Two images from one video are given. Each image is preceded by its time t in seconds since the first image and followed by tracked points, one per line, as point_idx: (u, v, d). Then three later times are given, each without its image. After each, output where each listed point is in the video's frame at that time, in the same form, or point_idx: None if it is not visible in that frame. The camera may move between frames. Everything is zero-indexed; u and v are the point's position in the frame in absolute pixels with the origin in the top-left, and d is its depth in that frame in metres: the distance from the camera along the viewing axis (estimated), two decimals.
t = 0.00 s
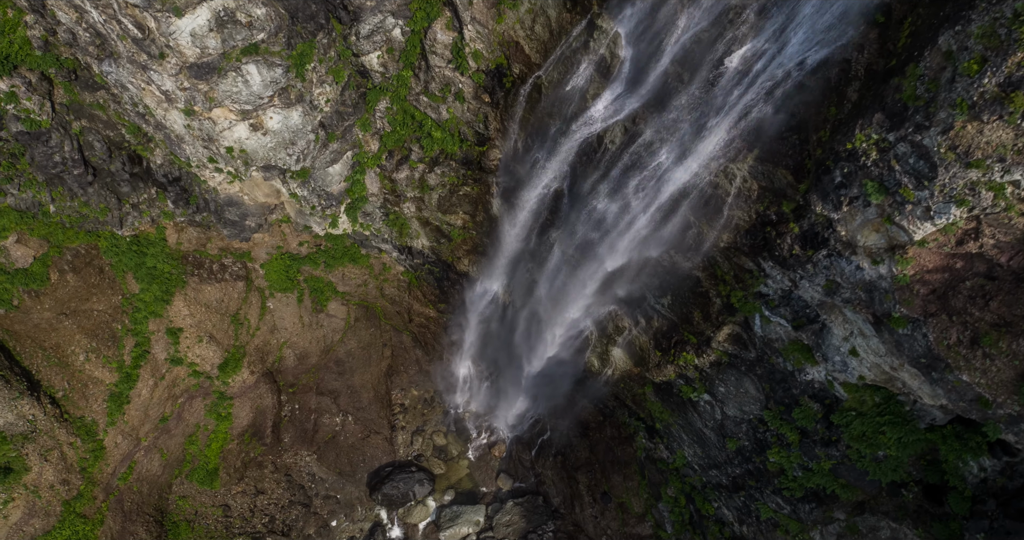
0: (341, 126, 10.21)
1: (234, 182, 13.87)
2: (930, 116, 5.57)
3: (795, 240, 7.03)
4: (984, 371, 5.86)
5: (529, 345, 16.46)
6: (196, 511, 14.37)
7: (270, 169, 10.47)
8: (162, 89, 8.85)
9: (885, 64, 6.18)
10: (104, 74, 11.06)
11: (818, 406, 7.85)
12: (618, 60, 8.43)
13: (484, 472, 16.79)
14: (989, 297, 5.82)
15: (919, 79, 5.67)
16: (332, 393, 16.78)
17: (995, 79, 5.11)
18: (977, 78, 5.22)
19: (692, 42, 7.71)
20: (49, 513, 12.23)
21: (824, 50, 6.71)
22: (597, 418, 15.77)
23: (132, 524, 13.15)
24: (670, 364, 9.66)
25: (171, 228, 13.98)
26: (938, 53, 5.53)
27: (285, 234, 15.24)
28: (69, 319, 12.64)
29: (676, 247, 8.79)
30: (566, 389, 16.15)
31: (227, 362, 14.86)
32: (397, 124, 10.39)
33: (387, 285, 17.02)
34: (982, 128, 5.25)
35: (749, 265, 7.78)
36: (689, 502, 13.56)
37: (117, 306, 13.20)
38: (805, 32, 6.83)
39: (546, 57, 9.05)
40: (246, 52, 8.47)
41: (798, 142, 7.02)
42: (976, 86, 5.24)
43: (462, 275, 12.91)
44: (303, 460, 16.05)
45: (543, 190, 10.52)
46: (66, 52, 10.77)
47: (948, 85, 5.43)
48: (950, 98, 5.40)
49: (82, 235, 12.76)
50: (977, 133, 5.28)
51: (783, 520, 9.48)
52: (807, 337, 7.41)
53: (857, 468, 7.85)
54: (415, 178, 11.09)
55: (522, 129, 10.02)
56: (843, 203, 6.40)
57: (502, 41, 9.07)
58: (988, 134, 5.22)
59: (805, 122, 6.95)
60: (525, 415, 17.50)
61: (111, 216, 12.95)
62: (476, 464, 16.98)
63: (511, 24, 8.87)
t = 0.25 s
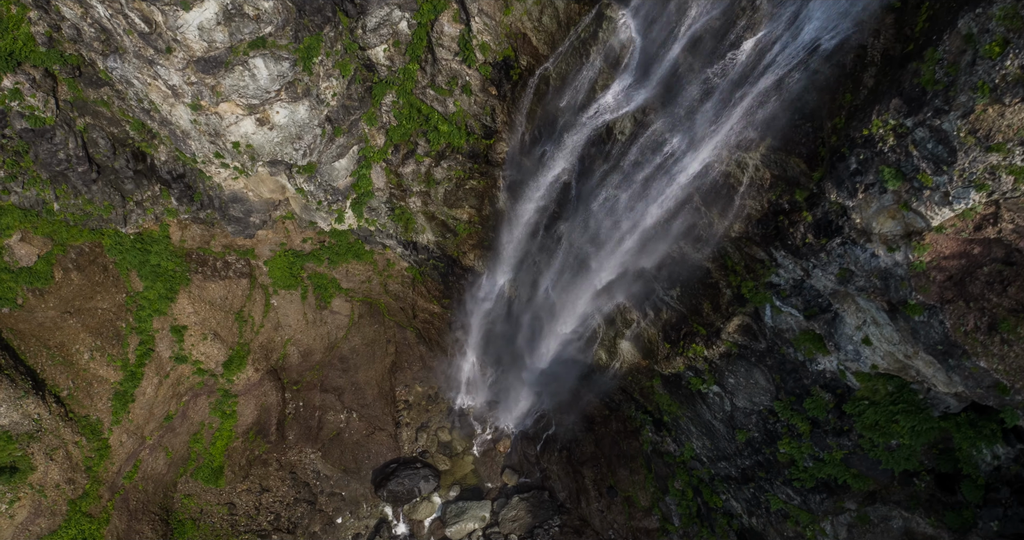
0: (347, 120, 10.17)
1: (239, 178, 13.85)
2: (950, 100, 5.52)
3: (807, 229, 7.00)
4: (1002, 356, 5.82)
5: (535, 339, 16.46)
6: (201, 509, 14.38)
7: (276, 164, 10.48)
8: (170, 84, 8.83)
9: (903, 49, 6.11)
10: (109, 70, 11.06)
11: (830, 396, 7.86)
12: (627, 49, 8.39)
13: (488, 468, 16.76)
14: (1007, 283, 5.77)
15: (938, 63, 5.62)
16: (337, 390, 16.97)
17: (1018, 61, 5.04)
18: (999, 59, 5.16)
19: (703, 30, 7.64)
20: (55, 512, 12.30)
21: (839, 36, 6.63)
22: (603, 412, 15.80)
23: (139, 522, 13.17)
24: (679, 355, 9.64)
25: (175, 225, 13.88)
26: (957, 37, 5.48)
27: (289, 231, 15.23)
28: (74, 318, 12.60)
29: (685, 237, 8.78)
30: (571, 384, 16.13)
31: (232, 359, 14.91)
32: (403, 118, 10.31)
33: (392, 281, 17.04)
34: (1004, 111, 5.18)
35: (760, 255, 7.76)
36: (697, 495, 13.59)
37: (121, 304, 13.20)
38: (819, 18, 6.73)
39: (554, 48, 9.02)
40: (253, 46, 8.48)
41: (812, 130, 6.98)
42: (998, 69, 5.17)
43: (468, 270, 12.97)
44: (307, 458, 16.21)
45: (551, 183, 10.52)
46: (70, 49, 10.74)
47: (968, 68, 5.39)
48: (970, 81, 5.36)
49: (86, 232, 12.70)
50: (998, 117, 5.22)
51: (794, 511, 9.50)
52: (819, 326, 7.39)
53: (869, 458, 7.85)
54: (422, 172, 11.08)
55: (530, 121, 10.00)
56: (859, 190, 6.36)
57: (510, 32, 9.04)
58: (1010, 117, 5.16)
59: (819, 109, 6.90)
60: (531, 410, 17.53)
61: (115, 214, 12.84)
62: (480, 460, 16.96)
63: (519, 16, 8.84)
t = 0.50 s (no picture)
0: (353, 114, 10.20)
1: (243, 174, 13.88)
2: (971, 83, 5.48)
3: (822, 217, 6.99)
4: (1021, 341, 5.75)
5: (541, 334, 16.45)
6: (207, 507, 14.33)
7: (283, 158, 10.46)
8: (176, 78, 8.85)
9: (920, 33, 6.10)
10: (113, 66, 11.09)
11: (842, 385, 7.86)
12: (637, 39, 8.34)
13: (494, 463, 16.80)
14: None
15: (957, 46, 5.59)
16: (340, 387, 16.75)
17: None
18: (1022, 40, 5.12)
19: (715, 19, 7.59)
20: (61, 512, 12.34)
21: (854, 22, 6.59)
22: (609, 406, 15.79)
23: (145, 520, 13.23)
24: (689, 347, 9.63)
25: (179, 222, 13.91)
26: (978, 19, 5.46)
27: (292, 228, 15.25)
28: (79, 317, 12.69)
29: (696, 228, 8.76)
30: (578, 378, 16.13)
31: (236, 356, 14.95)
32: (410, 111, 10.33)
33: (396, 276, 17.06)
34: None
35: (772, 245, 7.75)
36: (705, 487, 13.62)
37: (125, 303, 13.30)
38: (834, 6, 6.73)
39: (562, 39, 8.98)
40: (261, 38, 8.49)
41: (827, 117, 6.94)
42: (1020, 50, 5.13)
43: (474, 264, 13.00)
44: (313, 455, 16.04)
45: (559, 175, 10.48)
46: (74, 44, 10.74)
47: (990, 50, 5.34)
48: (993, 62, 5.32)
49: (90, 231, 12.77)
50: (1020, 98, 5.17)
51: (805, 501, 9.52)
52: (832, 315, 7.38)
53: (882, 446, 7.85)
54: (428, 166, 11.06)
55: (537, 113, 9.95)
56: (875, 176, 6.34)
57: (517, 24, 9.00)
58: None
59: (834, 96, 6.87)
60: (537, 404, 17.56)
61: (119, 211, 12.95)
62: (486, 456, 16.99)
63: (527, 7, 8.80)
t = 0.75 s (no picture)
0: (359, 107, 10.24)
1: (247, 171, 13.89)
2: (991, 63, 5.43)
3: (835, 203, 7.00)
4: None
5: (547, 327, 16.44)
6: (212, 506, 14.36)
7: (288, 154, 10.53)
8: (182, 73, 8.80)
9: (937, 14, 6.04)
10: (117, 62, 11.00)
11: (853, 373, 7.85)
12: (646, 28, 8.27)
13: (499, 459, 16.94)
14: None
15: (976, 27, 5.56)
16: (345, 384, 16.94)
17: None
18: None
19: (726, 5, 7.50)
20: (66, 513, 12.27)
21: (868, 6, 6.55)
22: (614, 399, 15.86)
23: (151, 519, 13.22)
24: (698, 338, 9.62)
25: (182, 220, 13.93)
26: None
27: (295, 225, 15.28)
28: (82, 316, 12.60)
29: (705, 218, 8.76)
30: (583, 372, 16.17)
31: (240, 354, 14.97)
32: (414, 105, 10.34)
33: (399, 273, 17.06)
34: None
35: (783, 233, 7.76)
36: (712, 479, 13.64)
37: (129, 302, 13.21)
38: None
39: (569, 30, 8.90)
40: (268, 31, 8.48)
41: (840, 102, 6.93)
42: None
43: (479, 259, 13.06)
44: (317, 453, 16.15)
45: (566, 167, 10.45)
46: (77, 41, 10.68)
47: (1010, 30, 5.31)
48: (1013, 42, 5.27)
49: (93, 229, 12.70)
50: None
51: (814, 491, 9.55)
52: (844, 303, 7.37)
53: (895, 434, 7.87)
54: (433, 159, 11.04)
55: (543, 105, 9.88)
56: (891, 160, 6.31)
57: (524, 14, 8.92)
58: None
59: (848, 81, 6.84)
60: (542, 399, 17.65)
61: (122, 209, 12.91)
62: (491, 451, 17.12)
63: None
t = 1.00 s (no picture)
0: (364, 101, 10.20)
1: (250, 167, 13.91)
2: (1010, 42, 5.40)
3: (847, 189, 6.99)
4: None
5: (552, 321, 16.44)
6: (217, 506, 14.38)
7: (293, 149, 10.57)
8: (187, 67, 8.91)
9: None
10: (118, 59, 10.97)
11: (865, 360, 7.84)
12: (654, 16, 8.23)
13: (504, 454, 16.78)
14: None
15: (995, 7, 5.53)
16: (348, 382, 16.78)
17: None
18: None
19: None
20: (72, 513, 12.33)
21: None
22: (619, 393, 15.90)
23: (156, 519, 13.25)
24: (706, 328, 9.61)
25: (184, 219, 13.97)
26: None
27: (298, 222, 15.36)
28: (85, 316, 12.70)
29: (714, 207, 8.72)
30: (587, 365, 16.27)
31: (245, 353, 15.04)
32: (419, 98, 10.27)
33: (402, 269, 17.15)
34: None
35: (794, 220, 7.74)
36: (719, 471, 13.67)
37: (132, 301, 13.32)
38: None
39: (576, 19, 8.85)
40: (272, 25, 8.54)
41: (853, 87, 6.92)
42: None
43: (484, 253, 13.15)
44: (321, 451, 16.07)
45: (573, 158, 10.41)
46: (78, 38, 10.66)
47: None
48: None
49: (95, 229, 12.79)
50: None
51: (825, 479, 9.57)
52: (855, 290, 7.37)
53: (907, 421, 7.84)
54: (438, 153, 11.05)
55: (550, 96, 9.84)
56: (905, 143, 6.29)
57: (530, 4, 8.87)
58: None
59: (861, 65, 6.82)
60: (548, 393, 17.58)
61: (125, 208, 12.96)
62: (496, 447, 16.97)
63: None
